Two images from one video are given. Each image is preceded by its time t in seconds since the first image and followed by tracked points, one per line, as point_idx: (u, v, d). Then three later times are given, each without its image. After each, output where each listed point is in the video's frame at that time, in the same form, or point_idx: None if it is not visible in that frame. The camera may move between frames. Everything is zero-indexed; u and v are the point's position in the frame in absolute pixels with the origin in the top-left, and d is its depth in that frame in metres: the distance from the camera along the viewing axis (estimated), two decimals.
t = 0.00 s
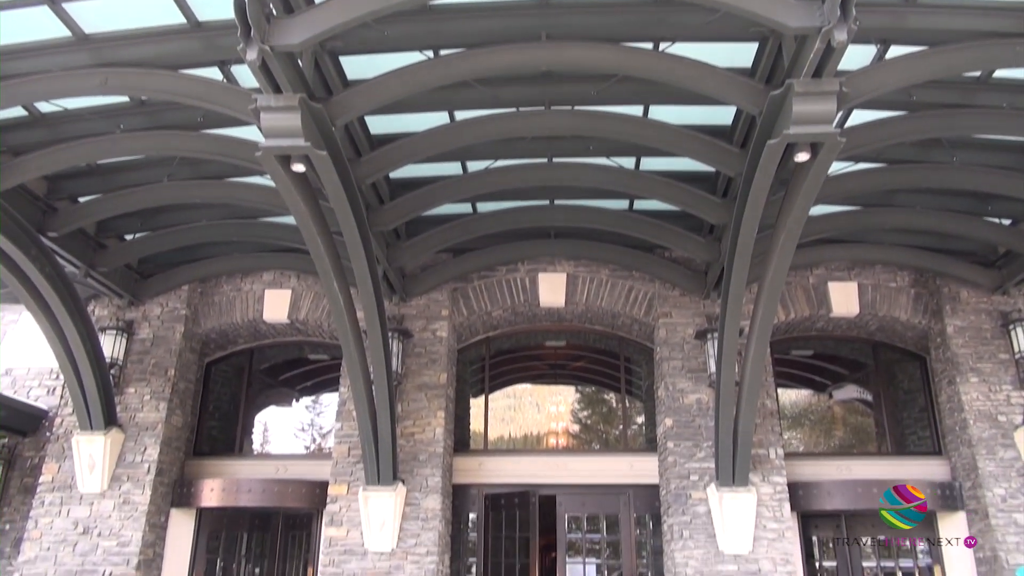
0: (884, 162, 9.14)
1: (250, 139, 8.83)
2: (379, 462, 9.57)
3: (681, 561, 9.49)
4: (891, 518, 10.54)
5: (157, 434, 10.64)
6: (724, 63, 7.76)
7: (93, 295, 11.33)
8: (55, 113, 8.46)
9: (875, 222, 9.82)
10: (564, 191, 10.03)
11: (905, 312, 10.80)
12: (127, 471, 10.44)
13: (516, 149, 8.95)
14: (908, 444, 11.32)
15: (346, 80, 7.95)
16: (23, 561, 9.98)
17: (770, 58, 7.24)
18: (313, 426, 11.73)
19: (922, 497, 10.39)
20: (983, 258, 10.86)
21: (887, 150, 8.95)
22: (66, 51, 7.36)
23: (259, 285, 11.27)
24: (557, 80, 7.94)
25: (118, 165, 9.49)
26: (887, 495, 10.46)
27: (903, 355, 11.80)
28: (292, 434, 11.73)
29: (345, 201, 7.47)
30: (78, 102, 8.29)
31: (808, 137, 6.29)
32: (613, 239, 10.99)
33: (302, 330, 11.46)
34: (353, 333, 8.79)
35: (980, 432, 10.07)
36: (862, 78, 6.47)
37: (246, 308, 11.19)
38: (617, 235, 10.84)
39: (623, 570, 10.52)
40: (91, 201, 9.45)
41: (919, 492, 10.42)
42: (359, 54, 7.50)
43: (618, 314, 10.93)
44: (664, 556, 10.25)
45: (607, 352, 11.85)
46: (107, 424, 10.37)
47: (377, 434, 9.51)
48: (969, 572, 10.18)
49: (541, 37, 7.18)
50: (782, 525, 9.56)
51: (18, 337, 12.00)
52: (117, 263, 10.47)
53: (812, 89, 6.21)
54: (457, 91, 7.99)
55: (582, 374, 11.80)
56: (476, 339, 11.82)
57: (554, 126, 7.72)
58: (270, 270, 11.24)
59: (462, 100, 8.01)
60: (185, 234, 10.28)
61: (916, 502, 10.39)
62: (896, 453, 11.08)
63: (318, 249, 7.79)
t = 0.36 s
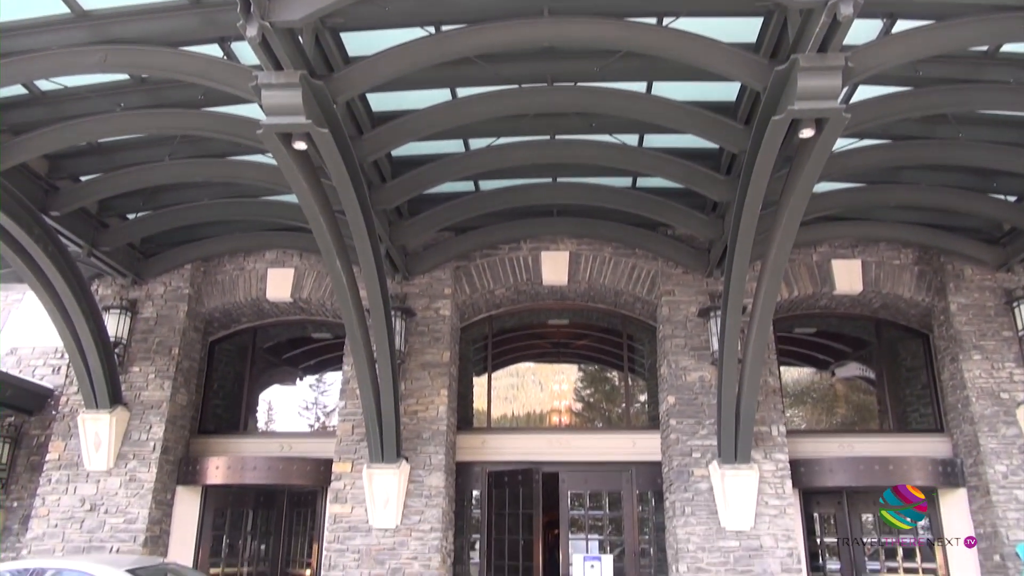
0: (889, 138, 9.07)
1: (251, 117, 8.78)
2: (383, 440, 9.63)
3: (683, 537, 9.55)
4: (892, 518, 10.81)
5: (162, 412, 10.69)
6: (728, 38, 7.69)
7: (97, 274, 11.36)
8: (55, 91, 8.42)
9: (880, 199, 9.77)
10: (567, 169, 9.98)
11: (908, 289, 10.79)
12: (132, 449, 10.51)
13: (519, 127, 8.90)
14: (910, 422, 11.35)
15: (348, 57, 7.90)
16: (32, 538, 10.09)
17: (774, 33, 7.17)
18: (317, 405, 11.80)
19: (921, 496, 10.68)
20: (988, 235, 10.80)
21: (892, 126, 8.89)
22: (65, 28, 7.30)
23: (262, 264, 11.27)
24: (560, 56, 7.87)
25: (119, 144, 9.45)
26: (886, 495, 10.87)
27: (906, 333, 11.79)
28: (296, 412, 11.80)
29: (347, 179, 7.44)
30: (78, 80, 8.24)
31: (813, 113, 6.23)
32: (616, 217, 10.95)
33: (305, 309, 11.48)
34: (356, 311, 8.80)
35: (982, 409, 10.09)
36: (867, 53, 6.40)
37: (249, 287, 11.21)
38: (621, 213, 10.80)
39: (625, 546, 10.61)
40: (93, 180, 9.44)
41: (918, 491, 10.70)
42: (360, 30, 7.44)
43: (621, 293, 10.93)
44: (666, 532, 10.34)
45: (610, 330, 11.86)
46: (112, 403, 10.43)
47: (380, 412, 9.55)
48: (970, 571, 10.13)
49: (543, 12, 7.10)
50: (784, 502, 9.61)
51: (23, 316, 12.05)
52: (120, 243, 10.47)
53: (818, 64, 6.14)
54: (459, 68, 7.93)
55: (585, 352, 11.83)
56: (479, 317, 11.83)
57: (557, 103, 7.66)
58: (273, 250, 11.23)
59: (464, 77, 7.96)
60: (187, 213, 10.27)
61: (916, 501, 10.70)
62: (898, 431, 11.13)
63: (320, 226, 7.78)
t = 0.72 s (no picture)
0: (895, 123, 9.02)
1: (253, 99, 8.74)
2: (385, 424, 9.66)
3: (683, 521, 9.60)
4: (892, 518, 10.81)
5: (165, 395, 10.73)
6: (734, 21, 7.63)
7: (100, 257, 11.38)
8: (57, 72, 8.39)
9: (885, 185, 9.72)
10: (570, 153, 9.95)
11: (911, 276, 10.77)
12: (136, 432, 10.56)
13: (522, 110, 8.85)
14: (911, 408, 11.37)
15: (350, 39, 7.85)
16: (36, 518, 10.16)
17: (780, 16, 7.11)
18: (319, 389, 11.84)
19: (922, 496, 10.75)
20: (992, 222, 10.77)
21: (898, 111, 8.83)
22: (66, 9, 7.26)
23: (264, 248, 11.27)
24: (564, 39, 7.81)
25: (121, 126, 9.42)
26: (886, 495, 10.94)
27: (909, 319, 11.78)
28: (299, 396, 11.85)
29: (350, 163, 7.42)
30: (79, 61, 8.21)
31: (818, 97, 6.19)
32: (619, 202, 10.92)
33: (307, 293, 11.50)
34: (358, 295, 8.80)
35: (984, 395, 10.10)
36: (874, 37, 6.34)
37: (251, 271, 11.22)
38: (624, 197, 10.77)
39: (626, 530, 10.68)
40: (95, 162, 9.42)
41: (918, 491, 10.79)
42: (363, 12, 7.39)
43: (623, 278, 10.92)
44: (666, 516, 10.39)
45: (612, 315, 11.86)
46: (115, 385, 10.47)
47: (382, 396, 9.58)
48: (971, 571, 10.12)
49: None
50: (784, 487, 9.64)
51: (26, 299, 12.08)
52: (123, 226, 10.47)
53: (824, 48, 6.09)
54: (462, 51, 7.88)
55: (587, 338, 11.83)
56: (481, 302, 11.83)
57: (560, 86, 7.61)
58: (276, 233, 11.22)
59: (467, 60, 7.92)
60: (189, 196, 10.25)
61: (916, 501, 10.78)
62: (899, 417, 11.15)
63: (323, 210, 7.76)
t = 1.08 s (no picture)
0: (899, 109, 8.98)
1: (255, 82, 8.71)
2: (387, 408, 9.69)
3: (683, 507, 9.64)
4: (892, 518, 10.77)
5: (167, 378, 10.76)
6: (739, 5, 7.57)
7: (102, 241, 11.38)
8: (58, 54, 8.36)
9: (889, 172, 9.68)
10: (573, 138, 9.91)
11: (914, 263, 10.76)
12: (139, 415, 10.60)
13: (524, 95, 8.81)
14: (912, 395, 11.39)
15: (352, 22, 7.80)
16: (40, 500, 10.21)
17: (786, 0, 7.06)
18: (321, 373, 11.87)
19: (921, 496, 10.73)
20: (996, 209, 10.73)
21: (903, 97, 8.79)
22: None
23: (266, 232, 11.26)
24: (567, 23, 7.77)
25: (122, 109, 9.40)
26: (886, 495, 10.91)
27: (911, 306, 11.77)
28: (301, 380, 11.88)
29: (352, 146, 7.39)
30: (81, 43, 8.18)
31: (824, 83, 6.15)
32: (622, 187, 10.89)
33: (309, 277, 11.50)
34: (360, 280, 8.79)
35: (985, 382, 10.11)
36: (880, 22, 6.30)
37: (254, 255, 11.22)
38: (626, 183, 10.74)
39: (626, 514, 10.73)
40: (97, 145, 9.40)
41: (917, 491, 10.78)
42: None
43: (626, 263, 10.91)
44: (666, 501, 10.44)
45: (614, 301, 11.86)
46: (118, 368, 10.50)
47: (384, 380, 9.60)
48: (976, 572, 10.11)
49: None
50: (784, 473, 9.67)
51: (29, 282, 12.11)
52: (125, 209, 10.46)
53: (830, 33, 6.04)
54: (465, 34, 7.84)
55: (589, 324, 11.82)
56: (483, 288, 11.83)
57: (563, 70, 7.57)
58: (278, 218, 11.21)
59: (470, 43, 7.87)
60: (191, 180, 10.23)
61: (916, 501, 10.73)
62: (900, 404, 11.17)
63: (325, 194, 7.74)
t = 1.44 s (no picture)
0: (904, 94, 8.92)
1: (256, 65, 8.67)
2: (389, 393, 9.72)
3: (684, 491, 9.69)
4: (892, 518, 10.76)
5: (170, 362, 10.80)
6: None
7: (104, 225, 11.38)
8: (59, 37, 8.33)
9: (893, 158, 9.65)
10: (575, 122, 9.86)
11: (917, 249, 10.74)
12: (142, 399, 10.64)
13: (527, 78, 8.76)
14: (913, 381, 11.40)
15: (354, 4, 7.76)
16: (44, 483, 10.28)
17: None
18: (323, 357, 11.89)
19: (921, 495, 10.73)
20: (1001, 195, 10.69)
21: (908, 81, 8.73)
22: None
23: (268, 217, 11.25)
24: (570, 6, 7.71)
25: (123, 93, 9.37)
26: (886, 495, 10.87)
27: (913, 292, 11.76)
28: (303, 364, 11.91)
29: (354, 130, 7.36)
30: (82, 26, 8.15)
31: (828, 67, 6.11)
32: (624, 172, 10.85)
33: (311, 261, 11.50)
34: (362, 264, 8.78)
35: (987, 368, 10.11)
36: (886, 5, 6.25)
37: (256, 240, 11.22)
38: (629, 168, 10.70)
39: (627, 499, 10.79)
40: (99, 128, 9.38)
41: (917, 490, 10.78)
42: None
43: (628, 249, 10.89)
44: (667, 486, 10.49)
45: (616, 287, 11.84)
46: (121, 352, 10.52)
47: (386, 365, 9.62)
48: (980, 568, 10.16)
49: None
50: (785, 458, 9.70)
51: (31, 265, 12.13)
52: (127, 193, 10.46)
53: (834, 16, 6.00)
54: (467, 17, 7.79)
55: (590, 309, 11.83)
56: (485, 273, 11.83)
57: (566, 54, 7.52)
58: (279, 202, 11.19)
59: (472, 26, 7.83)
60: (192, 164, 10.22)
61: (916, 501, 10.75)
62: (902, 390, 11.19)
63: (327, 178, 7.72)
